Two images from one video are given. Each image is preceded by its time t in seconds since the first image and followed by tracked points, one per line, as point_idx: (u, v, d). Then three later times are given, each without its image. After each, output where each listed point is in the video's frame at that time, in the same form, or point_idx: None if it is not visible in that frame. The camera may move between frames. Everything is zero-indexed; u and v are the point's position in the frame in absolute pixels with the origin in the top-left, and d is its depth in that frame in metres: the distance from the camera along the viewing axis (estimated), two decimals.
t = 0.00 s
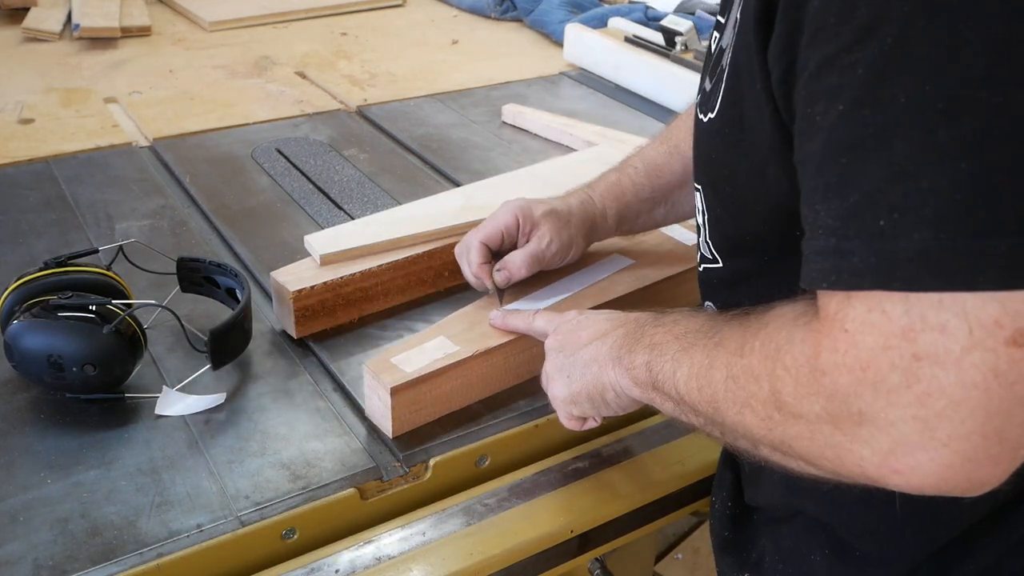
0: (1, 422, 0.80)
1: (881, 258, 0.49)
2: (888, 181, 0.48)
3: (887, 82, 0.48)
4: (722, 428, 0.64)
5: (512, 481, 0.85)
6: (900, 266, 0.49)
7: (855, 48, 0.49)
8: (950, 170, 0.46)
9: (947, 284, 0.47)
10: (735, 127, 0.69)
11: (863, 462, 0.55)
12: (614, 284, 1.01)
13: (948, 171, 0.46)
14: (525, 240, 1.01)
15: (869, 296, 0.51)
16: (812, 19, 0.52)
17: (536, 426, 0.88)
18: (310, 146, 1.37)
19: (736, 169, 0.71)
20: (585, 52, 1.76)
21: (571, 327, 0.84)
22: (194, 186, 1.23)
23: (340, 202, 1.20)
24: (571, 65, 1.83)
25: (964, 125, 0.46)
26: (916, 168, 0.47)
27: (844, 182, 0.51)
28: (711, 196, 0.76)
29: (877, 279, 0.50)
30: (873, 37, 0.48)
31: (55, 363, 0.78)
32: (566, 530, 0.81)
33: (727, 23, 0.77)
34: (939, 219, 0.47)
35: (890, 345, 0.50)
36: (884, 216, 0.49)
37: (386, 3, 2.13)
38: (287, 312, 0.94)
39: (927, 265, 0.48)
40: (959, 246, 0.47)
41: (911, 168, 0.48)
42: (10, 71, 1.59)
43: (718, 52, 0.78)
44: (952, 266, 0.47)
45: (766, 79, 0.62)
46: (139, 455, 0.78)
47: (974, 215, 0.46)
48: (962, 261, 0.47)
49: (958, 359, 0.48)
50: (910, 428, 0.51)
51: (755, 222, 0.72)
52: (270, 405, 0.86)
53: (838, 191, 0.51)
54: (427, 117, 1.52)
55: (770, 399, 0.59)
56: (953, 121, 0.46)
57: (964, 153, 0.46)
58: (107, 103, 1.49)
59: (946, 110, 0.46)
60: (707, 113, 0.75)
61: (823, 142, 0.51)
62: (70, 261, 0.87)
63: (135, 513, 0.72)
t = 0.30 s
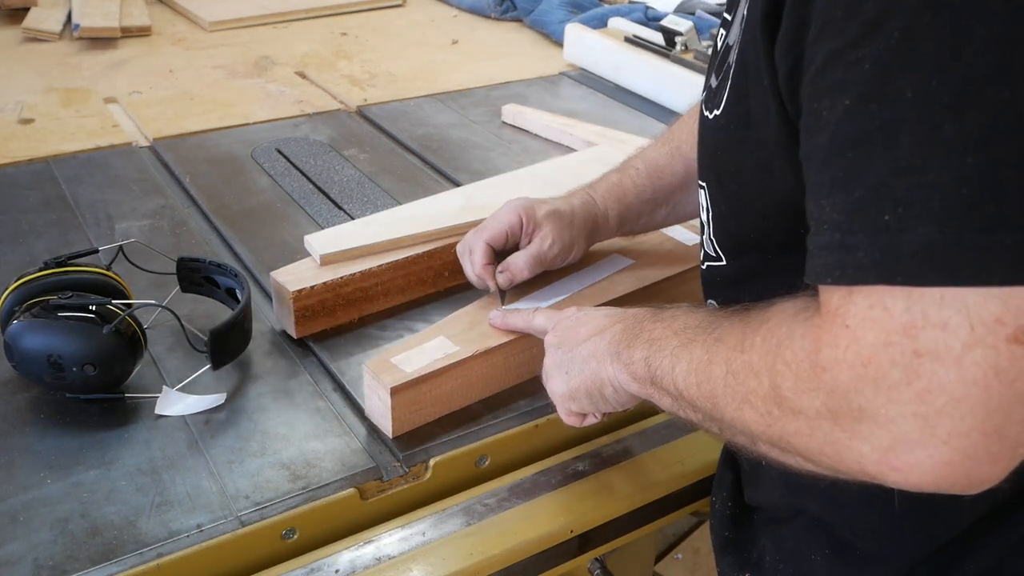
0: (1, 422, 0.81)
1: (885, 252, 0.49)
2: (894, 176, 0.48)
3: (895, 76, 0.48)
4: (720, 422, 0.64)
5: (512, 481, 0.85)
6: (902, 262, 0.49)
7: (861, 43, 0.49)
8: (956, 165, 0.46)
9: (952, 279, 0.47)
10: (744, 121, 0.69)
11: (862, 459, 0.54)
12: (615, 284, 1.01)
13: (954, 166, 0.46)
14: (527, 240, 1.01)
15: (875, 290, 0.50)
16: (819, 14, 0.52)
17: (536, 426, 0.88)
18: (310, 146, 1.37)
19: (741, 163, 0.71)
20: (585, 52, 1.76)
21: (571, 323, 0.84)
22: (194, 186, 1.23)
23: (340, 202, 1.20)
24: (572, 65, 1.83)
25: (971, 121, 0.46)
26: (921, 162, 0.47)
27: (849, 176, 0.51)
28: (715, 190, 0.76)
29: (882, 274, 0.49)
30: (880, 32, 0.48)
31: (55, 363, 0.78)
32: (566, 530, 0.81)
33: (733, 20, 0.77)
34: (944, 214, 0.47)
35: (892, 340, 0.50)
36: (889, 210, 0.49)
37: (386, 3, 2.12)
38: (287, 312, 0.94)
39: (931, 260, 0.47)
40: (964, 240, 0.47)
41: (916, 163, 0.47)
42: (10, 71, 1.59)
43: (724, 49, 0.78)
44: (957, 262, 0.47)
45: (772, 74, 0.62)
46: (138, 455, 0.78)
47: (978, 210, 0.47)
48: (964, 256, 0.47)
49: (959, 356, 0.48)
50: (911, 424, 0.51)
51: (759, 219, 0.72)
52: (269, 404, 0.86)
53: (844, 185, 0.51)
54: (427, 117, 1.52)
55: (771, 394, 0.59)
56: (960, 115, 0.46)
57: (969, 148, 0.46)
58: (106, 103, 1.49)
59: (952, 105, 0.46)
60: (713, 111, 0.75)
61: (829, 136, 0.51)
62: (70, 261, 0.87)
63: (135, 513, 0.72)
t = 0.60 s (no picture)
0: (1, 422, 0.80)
1: (840, 213, 0.50)
2: (848, 138, 0.49)
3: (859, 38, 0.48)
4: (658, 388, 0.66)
5: (511, 481, 0.85)
6: (855, 219, 0.49)
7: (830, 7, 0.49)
8: (903, 130, 0.47)
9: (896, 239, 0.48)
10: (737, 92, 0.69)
11: (776, 411, 0.56)
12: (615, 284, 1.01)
13: (901, 131, 0.47)
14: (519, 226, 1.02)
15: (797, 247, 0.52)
16: None
17: (536, 426, 0.88)
18: (310, 146, 1.37)
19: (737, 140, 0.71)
20: (585, 52, 1.76)
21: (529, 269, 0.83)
22: (194, 185, 1.23)
23: (340, 202, 1.20)
24: (571, 65, 1.83)
25: (926, 84, 0.46)
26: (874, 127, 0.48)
27: (808, 136, 0.51)
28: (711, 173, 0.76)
29: (824, 231, 0.51)
30: None
31: (55, 363, 0.78)
32: (566, 530, 0.81)
33: None
34: (888, 177, 0.48)
35: (808, 298, 0.52)
36: (837, 170, 0.50)
37: (386, 3, 2.13)
38: (287, 312, 0.94)
39: (878, 221, 0.48)
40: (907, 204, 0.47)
41: (867, 125, 0.48)
42: (10, 71, 1.59)
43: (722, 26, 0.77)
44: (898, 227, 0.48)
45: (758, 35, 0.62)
46: (139, 455, 0.78)
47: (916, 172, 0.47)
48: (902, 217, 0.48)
49: (867, 317, 0.50)
50: (820, 379, 0.53)
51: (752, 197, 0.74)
52: (269, 403, 0.86)
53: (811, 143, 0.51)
54: (427, 117, 1.52)
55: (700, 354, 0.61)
56: (955, 98, 0.45)
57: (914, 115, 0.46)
58: (106, 103, 1.49)
59: (932, 71, 0.46)
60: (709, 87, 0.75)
61: (796, 95, 0.52)
62: (70, 261, 0.87)
63: (136, 513, 0.72)
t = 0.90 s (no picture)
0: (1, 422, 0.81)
1: (874, 168, 0.49)
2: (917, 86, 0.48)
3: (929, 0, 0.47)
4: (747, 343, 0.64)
5: (511, 480, 0.85)
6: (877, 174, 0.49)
7: None
8: (980, 79, 0.46)
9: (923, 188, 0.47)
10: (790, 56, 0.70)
11: (831, 375, 0.54)
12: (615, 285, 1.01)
13: (978, 80, 0.46)
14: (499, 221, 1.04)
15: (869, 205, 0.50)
16: None
17: (536, 426, 0.88)
18: (310, 146, 1.37)
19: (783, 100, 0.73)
20: (585, 52, 1.76)
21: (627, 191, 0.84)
22: (194, 186, 1.23)
23: (340, 202, 1.20)
24: (571, 65, 1.83)
25: (1004, 44, 0.45)
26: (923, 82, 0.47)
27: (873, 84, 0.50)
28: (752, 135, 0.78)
29: (891, 181, 0.48)
30: None
31: (56, 363, 0.78)
32: (566, 530, 0.82)
33: None
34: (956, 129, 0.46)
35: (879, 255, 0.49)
36: (906, 119, 0.48)
37: (386, 3, 2.13)
38: (286, 312, 0.95)
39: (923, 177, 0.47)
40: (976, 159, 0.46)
41: (944, 75, 0.47)
42: (10, 71, 1.59)
43: None
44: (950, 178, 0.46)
45: None
46: (138, 455, 0.78)
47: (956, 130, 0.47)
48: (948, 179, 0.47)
49: (940, 282, 0.47)
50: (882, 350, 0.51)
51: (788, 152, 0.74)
52: (270, 404, 0.86)
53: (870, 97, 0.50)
54: (427, 117, 1.53)
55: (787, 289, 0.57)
56: None
57: (996, 65, 0.45)
58: (107, 103, 1.49)
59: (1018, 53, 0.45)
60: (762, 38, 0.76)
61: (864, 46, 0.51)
62: (70, 261, 0.87)
63: (135, 513, 0.72)
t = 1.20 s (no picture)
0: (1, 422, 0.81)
1: (754, 140, 0.47)
2: (784, 87, 0.46)
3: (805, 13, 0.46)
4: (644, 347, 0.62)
5: (512, 481, 0.85)
6: (745, 135, 0.48)
7: None
8: (833, 83, 0.44)
9: (835, 199, 0.45)
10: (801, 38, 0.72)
11: (697, 357, 0.55)
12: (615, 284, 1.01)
13: (831, 82, 0.44)
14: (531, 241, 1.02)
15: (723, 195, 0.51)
16: None
17: (536, 426, 0.88)
18: (310, 146, 1.37)
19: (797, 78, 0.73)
20: (585, 52, 1.76)
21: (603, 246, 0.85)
22: (193, 185, 1.23)
23: (340, 202, 1.20)
24: (571, 65, 1.84)
25: (872, 52, 0.43)
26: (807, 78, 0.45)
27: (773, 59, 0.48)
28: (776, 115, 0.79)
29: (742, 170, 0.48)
30: None
31: (56, 363, 0.78)
32: (566, 530, 0.82)
33: None
34: (806, 124, 0.45)
35: (733, 244, 0.50)
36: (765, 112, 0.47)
37: (386, 3, 2.13)
38: (287, 312, 0.95)
39: (777, 177, 0.46)
40: (815, 168, 0.45)
41: (800, 77, 0.45)
42: (11, 71, 1.59)
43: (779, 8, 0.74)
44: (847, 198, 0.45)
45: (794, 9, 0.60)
46: (139, 455, 0.78)
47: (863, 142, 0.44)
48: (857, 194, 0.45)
49: (781, 273, 0.48)
50: (733, 327, 0.52)
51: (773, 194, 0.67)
52: (269, 404, 0.86)
53: (755, 117, 0.47)
54: (427, 117, 1.53)
55: (651, 292, 0.59)
56: (891, 107, 0.43)
57: (842, 75, 0.44)
58: (107, 103, 1.49)
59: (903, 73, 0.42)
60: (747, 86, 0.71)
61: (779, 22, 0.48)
62: (70, 261, 0.87)
63: (136, 513, 0.72)
